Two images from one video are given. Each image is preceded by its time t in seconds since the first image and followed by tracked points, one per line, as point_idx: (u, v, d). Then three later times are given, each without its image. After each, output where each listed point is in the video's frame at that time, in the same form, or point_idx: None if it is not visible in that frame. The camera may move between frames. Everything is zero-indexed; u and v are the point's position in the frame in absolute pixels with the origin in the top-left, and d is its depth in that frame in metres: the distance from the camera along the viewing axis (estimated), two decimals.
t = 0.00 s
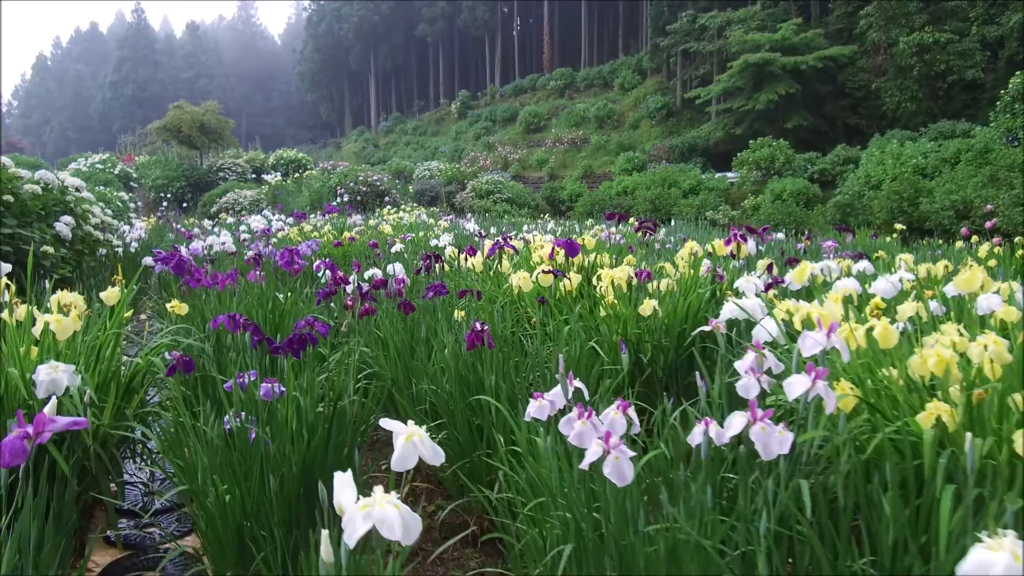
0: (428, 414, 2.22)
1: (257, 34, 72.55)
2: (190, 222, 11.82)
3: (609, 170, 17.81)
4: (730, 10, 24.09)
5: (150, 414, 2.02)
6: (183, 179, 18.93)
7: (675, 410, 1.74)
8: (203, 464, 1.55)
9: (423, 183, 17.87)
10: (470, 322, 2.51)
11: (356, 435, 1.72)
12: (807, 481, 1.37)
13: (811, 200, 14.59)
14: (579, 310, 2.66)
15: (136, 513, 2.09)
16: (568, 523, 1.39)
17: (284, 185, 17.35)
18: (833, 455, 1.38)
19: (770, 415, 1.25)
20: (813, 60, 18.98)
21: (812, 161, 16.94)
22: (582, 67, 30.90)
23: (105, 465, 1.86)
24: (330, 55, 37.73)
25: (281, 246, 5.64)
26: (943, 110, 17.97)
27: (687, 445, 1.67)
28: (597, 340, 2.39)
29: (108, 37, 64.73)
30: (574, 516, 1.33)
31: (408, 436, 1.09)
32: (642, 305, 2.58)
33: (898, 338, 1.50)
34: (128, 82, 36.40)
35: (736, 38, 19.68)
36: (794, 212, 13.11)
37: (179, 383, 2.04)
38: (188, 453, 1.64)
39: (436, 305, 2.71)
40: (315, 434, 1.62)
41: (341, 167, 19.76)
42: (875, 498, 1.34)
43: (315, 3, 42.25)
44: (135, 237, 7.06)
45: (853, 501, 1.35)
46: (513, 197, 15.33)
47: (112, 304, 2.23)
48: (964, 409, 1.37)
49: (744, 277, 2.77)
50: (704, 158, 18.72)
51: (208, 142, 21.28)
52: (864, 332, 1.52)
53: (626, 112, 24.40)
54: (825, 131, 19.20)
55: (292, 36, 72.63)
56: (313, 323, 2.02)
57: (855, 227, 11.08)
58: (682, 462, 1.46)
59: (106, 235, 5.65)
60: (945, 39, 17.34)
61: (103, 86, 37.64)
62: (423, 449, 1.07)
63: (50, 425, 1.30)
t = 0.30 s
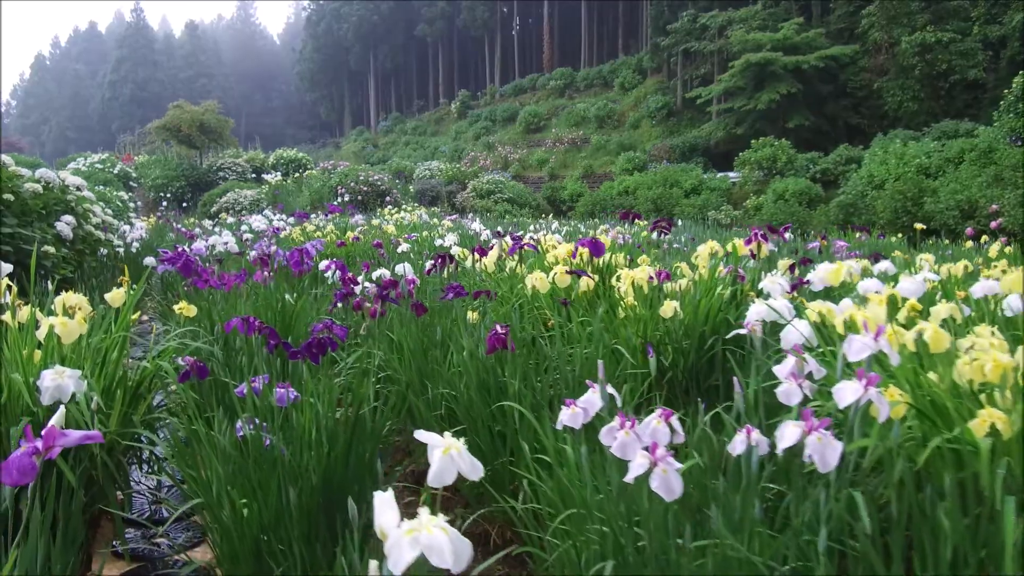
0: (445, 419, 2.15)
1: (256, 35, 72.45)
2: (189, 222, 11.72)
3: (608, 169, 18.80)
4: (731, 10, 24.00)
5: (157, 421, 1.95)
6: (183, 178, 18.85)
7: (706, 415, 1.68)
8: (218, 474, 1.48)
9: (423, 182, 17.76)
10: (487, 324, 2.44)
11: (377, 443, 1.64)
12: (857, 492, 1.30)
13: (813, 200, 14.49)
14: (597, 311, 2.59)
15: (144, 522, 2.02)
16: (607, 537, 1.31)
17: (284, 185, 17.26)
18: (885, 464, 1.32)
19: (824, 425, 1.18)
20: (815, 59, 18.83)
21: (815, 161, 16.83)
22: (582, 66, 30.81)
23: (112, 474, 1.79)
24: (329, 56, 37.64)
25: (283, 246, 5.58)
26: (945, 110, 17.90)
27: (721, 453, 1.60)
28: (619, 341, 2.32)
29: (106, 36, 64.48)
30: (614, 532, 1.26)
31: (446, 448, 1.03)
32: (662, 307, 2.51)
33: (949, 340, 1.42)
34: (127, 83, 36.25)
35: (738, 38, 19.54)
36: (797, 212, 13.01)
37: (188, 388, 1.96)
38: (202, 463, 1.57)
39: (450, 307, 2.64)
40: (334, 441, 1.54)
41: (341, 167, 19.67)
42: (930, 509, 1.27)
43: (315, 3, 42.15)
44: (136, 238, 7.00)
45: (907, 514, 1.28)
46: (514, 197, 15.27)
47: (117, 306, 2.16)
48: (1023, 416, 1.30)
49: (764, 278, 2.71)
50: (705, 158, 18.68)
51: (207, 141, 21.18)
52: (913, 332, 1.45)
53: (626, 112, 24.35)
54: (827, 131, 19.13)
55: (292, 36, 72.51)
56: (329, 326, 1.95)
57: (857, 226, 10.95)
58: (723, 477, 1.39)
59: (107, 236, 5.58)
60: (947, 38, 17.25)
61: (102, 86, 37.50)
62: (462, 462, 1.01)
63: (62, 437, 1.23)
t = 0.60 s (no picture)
0: (470, 431, 2.07)
1: (256, 33, 72.14)
2: (191, 224, 11.64)
3: (609, 168, 19.28)
4: (733, 10, 23.90)
5: (173, 436, 1.88)
6: (184, 179, 18.78)
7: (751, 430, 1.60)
8: (242, 498, 1.41)
9: (425, 183, 17.63)
10: (510, 334, 2.37)
11: (406, 460, 1.57)
12: (925, 519, 1.22)
13: (818, 202, 14.34)
14: (621, 318, 2.51)
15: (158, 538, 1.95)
16: (657, 565, 1.24)
17: (285, 186, 17.18)
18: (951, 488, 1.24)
19: (895, 450, 1.11)
20: (818, 60, 18.70)
21: (818, 162, 16.75)
22: (583, 67, 30.71)
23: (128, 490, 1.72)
24: (330, 56, 37.51)
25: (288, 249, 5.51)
26: (948, 111, 17.81)
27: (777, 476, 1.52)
28: (647, 351, 2.25)
29: (107, 36, 64.39)
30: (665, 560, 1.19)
31: (502, 478, 0.98)
32: (688, 313, 2.43)
33: (1016, 355, 1.35)
34: (127, 83, 36.09)
35: (741, 38, 19.43)
36: (802, 214, 12.91)
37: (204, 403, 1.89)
38: (224, 483, 1.49)
39: (470, 313, 2.56)
40: (362, 460, 1.48)
41: (342, 168, 19.59)
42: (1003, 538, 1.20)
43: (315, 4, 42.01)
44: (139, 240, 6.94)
45: (975, 541, 1.20)
46: (516, 198, 15.22)
47: (128, 316, 2.08)
48: None
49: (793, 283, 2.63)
50: (708, 159, 18.62)
51: (208, 142, 21.10)
52: (977, 346, 1.37)
53: (628, 112, 24.29)
54: (830, 132, 19.03)
55: (292, 36, 72.40)
56: (354, 338, 1.86)
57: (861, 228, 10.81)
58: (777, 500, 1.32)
59: (111, 239, 5.53)
60: (951, 39, 17.14)
61: (102, 86, 37.34)
62: (519, 494, 0.96)
63: (87, 471, 1.16)
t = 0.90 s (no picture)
0: (484, 440, 2.02)
1: (257, 33, 72.10)
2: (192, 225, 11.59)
3: (612, 171, 18.62)
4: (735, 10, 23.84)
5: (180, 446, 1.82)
6: (185, 181, 18.74)
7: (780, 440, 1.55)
8: (254, 513, 1.35)
9: (426, 185, 17.55)
10: (523, 340, 2.32)
11: (424, 474, 1.52)
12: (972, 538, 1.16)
13: (821, 203, 14.27)
14: (637, 324, 2.46)
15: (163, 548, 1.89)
16: None
17: (286, 188, 17.13)
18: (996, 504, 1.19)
19: (945, 467, 1.06)
20: (820, 61, 18.61)
21: (821, 164, 16.66)
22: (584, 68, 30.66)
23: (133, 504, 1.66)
24: (330, 57, 37.45)
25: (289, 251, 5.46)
26: (950, 112, 17.75)
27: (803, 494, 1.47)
28: (666, 357, 2.20)
29: (107, 36, 64.30)
30: None
31: (535, 502, 1.01)
32: (705, 320, 2.38)
33: None
34: (127, 84, 36.01)
35: (743, 40, 19.35)
36: (805, 215, 12.84)
37: (212, 413, 1.83)
38: (235, 499, 1.44)
39: (482, 319, 2.51)
40: (378, 475, 1.43)
41: (343, 169, 19.55)
42: None
43: (315, 4, 41.95)
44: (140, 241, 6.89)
45: None
46: (517, 200, 15.16)
47: (133, 321, 2.03)
48: None
49: (810, 288, 2.58)
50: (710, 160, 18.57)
51: (209, 144, 21.05)
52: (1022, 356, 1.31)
53: (629, 114, 24.24)
54: (832, 133, 18.98)
55: (292, 37, 72.35)
56: (370, 346, 1.81)
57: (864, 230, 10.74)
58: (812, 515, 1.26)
59: (112, 241, 5.47)
60: (953, 40, 17.08)
61: (102, 87, 37.28)
62: (554, 517, 1.00)
63: (96, 496, 1.10)
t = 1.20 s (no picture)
0: (494, 444, 1.97)
1: (257, 34, 72.10)
2: (192, 225, 11.54)
3: (611, 170, 18.92)
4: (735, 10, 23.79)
5: (181, 452, 1.76)
6: (185, 181, 18.69)
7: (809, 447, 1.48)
8: (259, 525, 1.30)
9: (426, 185, 17.49)
10: (534, 342, 2.26)
11: (438, 481, 1.47)
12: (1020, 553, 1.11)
13: (822, 203, 14.21)
14: (650, 326, 2.41)
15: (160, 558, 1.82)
16: None
17: (286, 188, 17.07)
18: None
19: (995, 478, 1.01)
20: (821, 61, 18.53)
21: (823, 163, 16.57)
22: (584, 68, 30.61)
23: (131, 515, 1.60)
24: (330, 57, 37.40)
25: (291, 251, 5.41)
26: (952, 112, 17.67)
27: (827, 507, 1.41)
28: (681, 359, 2.15)
29: (105, 37, 64.20)
30: None
31: (566, 518, 0.97)
32: (720, 320, 2.32)
33: None
34: (127, 84, 35.93)
35: (743, 39, 19.29)
36: (807, 215, 12.78)
37: (216, 417, 1.77)
38: (239, 509, 1.38)
39: (492, 320, 2.45)
40: (391, 484, 1.37)
41: (344, 170, 19.49)
42: None
43: (315, 5, 41.91)
44: (140, 241, 6.84)
45: None
46: (518, 200, 15.14)
47: (132, 322, 1.97)
48: None
49: (826, 288, 2.52)
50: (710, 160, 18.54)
51: (209, 144, 20.99)
52: None
53: (629, 114, 24.21)
54: (833, 133, 18.91)
55: (292, 37, 72.33)
56: (379, 348, 1.74)
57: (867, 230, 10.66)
58: (847, 530, 1.20)
59: (111, 240, 5.42)
60: (955, 39, 17.01)
61: (102, 88, 37.21)
62: (587, 534, 0.96)
63: (95, 514, 1.04)
